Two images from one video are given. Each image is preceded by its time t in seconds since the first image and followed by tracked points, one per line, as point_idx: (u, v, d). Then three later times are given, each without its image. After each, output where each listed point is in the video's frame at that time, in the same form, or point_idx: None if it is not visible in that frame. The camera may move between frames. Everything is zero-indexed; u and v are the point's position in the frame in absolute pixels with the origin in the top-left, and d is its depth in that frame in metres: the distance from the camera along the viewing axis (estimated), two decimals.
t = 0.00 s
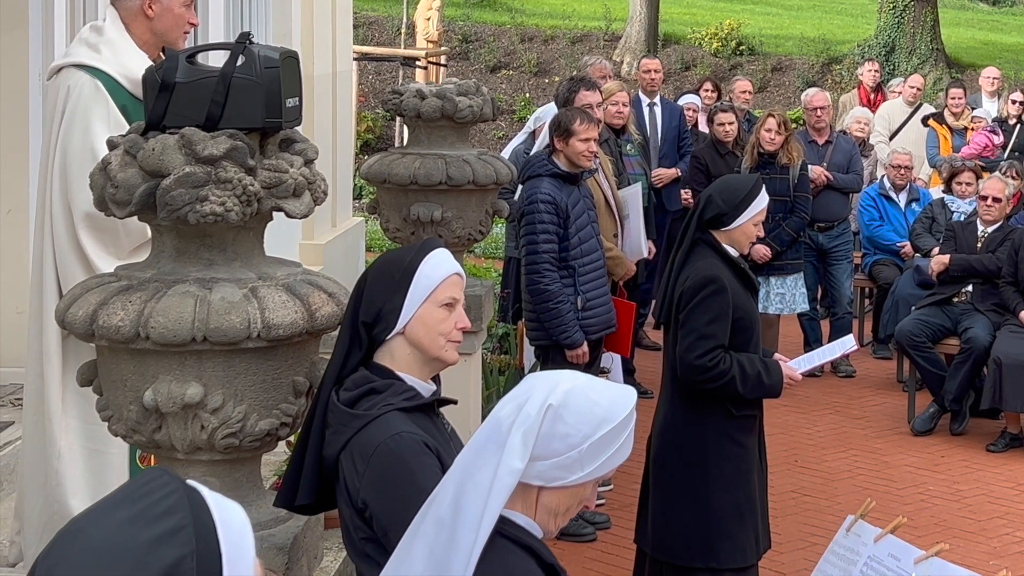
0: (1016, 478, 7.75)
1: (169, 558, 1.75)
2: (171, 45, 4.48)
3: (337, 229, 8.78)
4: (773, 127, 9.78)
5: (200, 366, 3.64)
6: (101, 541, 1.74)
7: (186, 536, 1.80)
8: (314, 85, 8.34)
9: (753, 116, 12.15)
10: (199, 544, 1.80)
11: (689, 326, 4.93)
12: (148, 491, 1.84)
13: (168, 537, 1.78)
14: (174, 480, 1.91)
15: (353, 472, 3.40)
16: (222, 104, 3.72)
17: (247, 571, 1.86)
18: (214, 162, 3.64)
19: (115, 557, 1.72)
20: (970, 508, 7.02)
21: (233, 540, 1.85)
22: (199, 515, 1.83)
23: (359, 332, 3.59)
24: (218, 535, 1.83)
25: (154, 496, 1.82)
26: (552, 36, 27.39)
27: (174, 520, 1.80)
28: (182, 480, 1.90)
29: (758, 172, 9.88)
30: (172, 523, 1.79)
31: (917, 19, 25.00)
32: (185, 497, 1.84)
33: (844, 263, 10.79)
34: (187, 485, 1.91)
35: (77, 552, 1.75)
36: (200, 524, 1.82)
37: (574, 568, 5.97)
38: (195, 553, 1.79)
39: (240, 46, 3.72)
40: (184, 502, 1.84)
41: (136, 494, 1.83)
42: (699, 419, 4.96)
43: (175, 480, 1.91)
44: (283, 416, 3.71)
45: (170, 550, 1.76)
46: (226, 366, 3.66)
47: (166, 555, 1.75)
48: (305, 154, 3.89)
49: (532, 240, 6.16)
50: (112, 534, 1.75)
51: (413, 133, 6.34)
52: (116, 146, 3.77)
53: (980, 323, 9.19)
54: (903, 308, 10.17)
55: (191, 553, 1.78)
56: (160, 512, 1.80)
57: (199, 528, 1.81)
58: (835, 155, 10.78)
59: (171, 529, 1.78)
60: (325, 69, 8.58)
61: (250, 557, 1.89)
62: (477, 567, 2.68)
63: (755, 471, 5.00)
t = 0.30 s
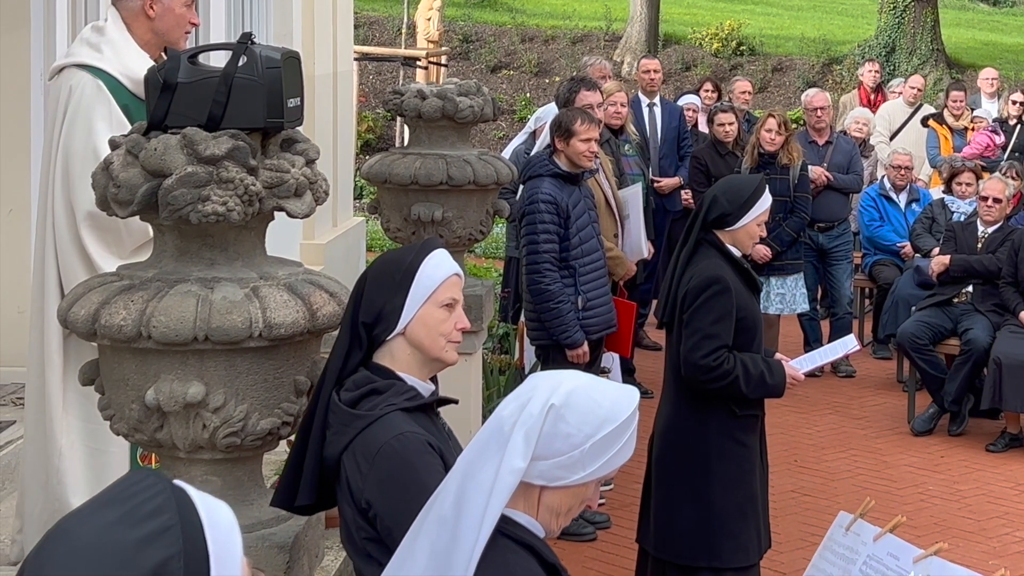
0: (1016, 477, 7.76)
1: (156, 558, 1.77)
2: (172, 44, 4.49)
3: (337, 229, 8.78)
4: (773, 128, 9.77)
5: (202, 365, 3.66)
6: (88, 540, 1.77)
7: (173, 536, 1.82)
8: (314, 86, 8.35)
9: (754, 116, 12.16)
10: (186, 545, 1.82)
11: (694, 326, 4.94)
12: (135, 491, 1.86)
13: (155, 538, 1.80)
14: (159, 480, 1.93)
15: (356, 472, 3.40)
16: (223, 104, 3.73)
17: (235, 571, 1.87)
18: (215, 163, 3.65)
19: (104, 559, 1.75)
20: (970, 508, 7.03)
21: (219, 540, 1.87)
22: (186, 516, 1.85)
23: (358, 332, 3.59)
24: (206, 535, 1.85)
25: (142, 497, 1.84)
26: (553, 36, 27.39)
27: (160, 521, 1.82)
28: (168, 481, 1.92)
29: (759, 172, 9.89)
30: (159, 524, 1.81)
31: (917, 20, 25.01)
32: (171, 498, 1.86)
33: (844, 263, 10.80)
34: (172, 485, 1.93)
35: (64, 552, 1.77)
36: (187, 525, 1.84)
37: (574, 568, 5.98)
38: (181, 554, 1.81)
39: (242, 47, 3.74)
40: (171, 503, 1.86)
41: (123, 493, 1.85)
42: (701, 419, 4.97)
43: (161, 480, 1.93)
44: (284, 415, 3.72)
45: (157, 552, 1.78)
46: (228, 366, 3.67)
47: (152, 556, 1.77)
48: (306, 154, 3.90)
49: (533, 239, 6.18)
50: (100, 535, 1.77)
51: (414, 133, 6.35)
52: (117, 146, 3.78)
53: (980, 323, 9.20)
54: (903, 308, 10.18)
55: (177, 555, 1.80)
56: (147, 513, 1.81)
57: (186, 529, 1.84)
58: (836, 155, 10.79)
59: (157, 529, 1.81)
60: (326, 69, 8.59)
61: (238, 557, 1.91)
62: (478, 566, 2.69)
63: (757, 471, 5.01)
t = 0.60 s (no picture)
0: (1015, 477, 7.77)
1: (141, 559, 1.79)
2: (172, 44, 4.50)
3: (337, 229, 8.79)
4: (772, 127, 9.79)
5: (202, 365, 3.66)
6: (73, 543, 1.79)
7: (159, 536, 1.83)
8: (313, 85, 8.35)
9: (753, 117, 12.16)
10: (172, 544, 1.83)
11: (699, 325, 4.93)
12: (121, 491, 1.87)
13: (141, 538, 1.81)
14: (145, 480, 1.93)
15: (369, 475, 3.33)
16: (223, 104, 3.74)
17: (222, 569, 1.88)
18: (215, 162, 3.65)
19: (88, 560, 1.77)
20: (969, 508, 7.04)
21: (206, 538, 1.88)
22: (171, 515, 1.86)
23: (362, 334, 3.54)
24: (192, 534, 1.86)
25: (128, 497, 1.85)
26: (552, 36, 27.40)
27: (145, 521, 1.83)
28: (153, 481, 1.93)
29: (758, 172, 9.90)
30: (144, 524, 1.83)
31: (916, 20, 25.03)
32: (157, 497, 1.87)
33: (843, 263, 10.81)
34: (158, 485, 1.94)
35: (51, 554, 1.79)
36: (172, 524, 1.85)
37: (574, 568, 5.99)
38: (167, 554, 1.82)
39: (242, 46, 3.74)
40: (156, 503, 1.87)
41: (109, 494, 1.86)
42: (703, 419, 4.98)
43: (147, 480, 1.94)
44: (284, 415, 3.72)
45: (143, 552, 1.80)
46: (228, 365, 3.67)
47: (138, 557, 1.79)
48: (306, 153, 3.91)
49: (533, 239, 6.18)
50: (85, 537, 1.79)
51: (414, 132, 6.36)
52: (117, 146, 3.78)
53: (979, 323, 9.21)
54: (902, 309, 10.20)
55: (162, 555, 1.81)
56: (131, 513, 1.83)
57: (171, 528, 1.84)
58: (835, 155, 10.80)
59: (142, 529, 1.82)
60: (325, 68, 8.58)
61: (226, 554, 1.91)
62: (479, 565, 2.69)
63: (758, 470, 5.02)
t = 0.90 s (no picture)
0: (1014, 477, 7.79)
1: (131, 559, 1.78)
2: (175, 44, 4.50)
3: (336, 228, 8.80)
4: (770, 127, 9.81)
5: (202, 365, 3.66)
6: (63, 545, 1.78)
7: (148, 537, 1.83)
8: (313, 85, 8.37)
9: (751, 116, 12.17)
10: (161, 545, 1.83)
11: (702, 325, 4.93)
12: (108, 493, 1.86)
13: (132, 538, 1.81)
14: (132, 481, 1.93)
15: (399, 476, 3.18)
16: (224, 104, 3.74)
17: (211, 569, 1.88)
18: (216, 162, 3.66)
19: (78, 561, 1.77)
20: (968, 507, 7.05)
21: (195, 539, 1.88)
22: (160, 516, 1.86)
23: (384, 336, 3.33)
24: (181, 536, 1.86)
25: (117, 497, 1.85)
26: (551, 35, 27.41)
27: (134, 523, 1.82)
28: (141, 482, 1.93)
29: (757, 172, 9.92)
30: (132, 525, 1.82)
31: (914, 19, 25.04)
32: (146, 498, 1.87)
33: (842, 263, 10.81)
34: (146, 486, 1.93)
35: (42, 556, 1.79)
36: (161, 524, 1.85)
37: (574, 568, 6.00)
38: (156, 554, 1.82)
39: (242, 46, 3.75)
40: (144, 504, 1.86)
41: (98, 495, 1.86)
42: (706, 419, 4.99)
43: (135, 481, 1.93)
44: (284, 414, 3.73)
45: (133, 552, 1.80)
46: (228, 365, 3.68)
47: (128, 557, 1.78)
48: (306, 153, 3.91)
49: (532, 239, 6.19)
50: (75, 538, 1.79)
51: (413, 132, 6.36)
52: (118, 146, 3.79)
53: (978, 323, 9.22)
54: (901, 308, 10.22)
55: (151, 556, 1.81)
56: (120, 515, 1.82)
57: (160, 528, 1.84)
58: (835, 155, 10.82)
59: (131, 531, 1.81)
60: (325, 67, 8.60)
61: (216, 554, 1.91)
62: (479, 564, 2.70)
63: (760, 470, 5.03)
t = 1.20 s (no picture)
0: (1013, 477, 7.81)
1: (125, 559, 1.79)
2: (177, 44, 4.52)
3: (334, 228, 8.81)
4: (768, 127, 9.82)
5: (202, 365, 3.67)
6: (58, 545, 1.78)
7: (140, 537, 1.83)
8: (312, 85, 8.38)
9: (750, 116, 12.19)
10: (153, 544, 1.83)
11: (703, 326, 4.94)
12: (101, 494, 1.86)
13: (124, 538, 1.81)
14: (125, 482, 1.93)
15: (425, 477, 3.19)
16: (224, 105, 3.74)
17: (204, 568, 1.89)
18: (217, 163, 3.66)
19: (72, 561, 1.77)
20: (966, 508, 7.07)
21: (186, 539, 1.87)
22: (152, 515, 1.86)
23: (404, 341, 3.28)
24: (174, 537, 1.86)
25: (109, 497, 1.85)
26: (550, 35, 27.42)
27: (126, 523, 1.82)
28: (133, 482, 1.93)
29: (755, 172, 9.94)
30: (126, 525, 1.82)
31: (913, 20, 25.04)
32: (138, 499, 1.87)
33: (841, 263, 10.81)
34: (139, 486, 1.93)
35: (35, 556, 1.79)
36: (154, 525, 1.85)
37: (574, 567, 6.01)
38: (149, 554, 1.82)
39: (243, 47, 3.75)
40: (136, 504, 1.86)
41: (90, 496, 1.86)
42: (707, 419, 5.00)
43: (127, 481, 1.93)
44: (285, 414, 3.74)
45: (125, 552, 1.80)
46: (229, 365, 3.69)
47: (121, 557, 1.78)
48: (306, 154, 3.92)
49: (531, 239, 6.20)
50: (69, 539, 1.79)
51: (412, 132, 6.37)
52: (119, 146, 3.80)
53: (977, 324, 9.23)
54: (900, 308, 10.24)
55: (143, 556, 1.81)
56: (112, 516, 1.82)
57: (152, 528, 1.85)
58: (834, 155, 10.84)
59: (124, 531, 1.81)
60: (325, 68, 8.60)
61: (209, 553, 1.92)
62: (480, 564, 2.71)
63: (760, 470, 5.05)
